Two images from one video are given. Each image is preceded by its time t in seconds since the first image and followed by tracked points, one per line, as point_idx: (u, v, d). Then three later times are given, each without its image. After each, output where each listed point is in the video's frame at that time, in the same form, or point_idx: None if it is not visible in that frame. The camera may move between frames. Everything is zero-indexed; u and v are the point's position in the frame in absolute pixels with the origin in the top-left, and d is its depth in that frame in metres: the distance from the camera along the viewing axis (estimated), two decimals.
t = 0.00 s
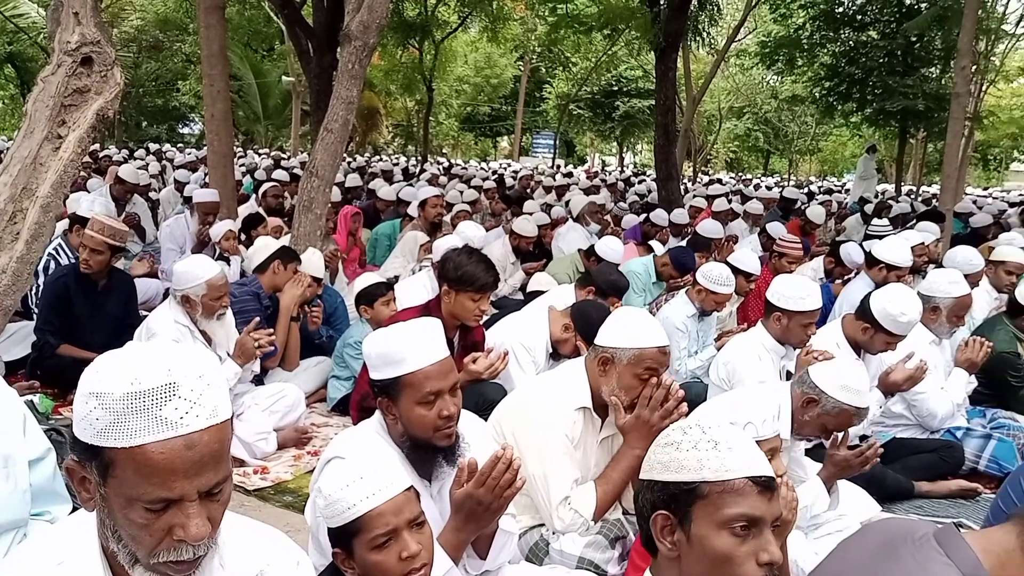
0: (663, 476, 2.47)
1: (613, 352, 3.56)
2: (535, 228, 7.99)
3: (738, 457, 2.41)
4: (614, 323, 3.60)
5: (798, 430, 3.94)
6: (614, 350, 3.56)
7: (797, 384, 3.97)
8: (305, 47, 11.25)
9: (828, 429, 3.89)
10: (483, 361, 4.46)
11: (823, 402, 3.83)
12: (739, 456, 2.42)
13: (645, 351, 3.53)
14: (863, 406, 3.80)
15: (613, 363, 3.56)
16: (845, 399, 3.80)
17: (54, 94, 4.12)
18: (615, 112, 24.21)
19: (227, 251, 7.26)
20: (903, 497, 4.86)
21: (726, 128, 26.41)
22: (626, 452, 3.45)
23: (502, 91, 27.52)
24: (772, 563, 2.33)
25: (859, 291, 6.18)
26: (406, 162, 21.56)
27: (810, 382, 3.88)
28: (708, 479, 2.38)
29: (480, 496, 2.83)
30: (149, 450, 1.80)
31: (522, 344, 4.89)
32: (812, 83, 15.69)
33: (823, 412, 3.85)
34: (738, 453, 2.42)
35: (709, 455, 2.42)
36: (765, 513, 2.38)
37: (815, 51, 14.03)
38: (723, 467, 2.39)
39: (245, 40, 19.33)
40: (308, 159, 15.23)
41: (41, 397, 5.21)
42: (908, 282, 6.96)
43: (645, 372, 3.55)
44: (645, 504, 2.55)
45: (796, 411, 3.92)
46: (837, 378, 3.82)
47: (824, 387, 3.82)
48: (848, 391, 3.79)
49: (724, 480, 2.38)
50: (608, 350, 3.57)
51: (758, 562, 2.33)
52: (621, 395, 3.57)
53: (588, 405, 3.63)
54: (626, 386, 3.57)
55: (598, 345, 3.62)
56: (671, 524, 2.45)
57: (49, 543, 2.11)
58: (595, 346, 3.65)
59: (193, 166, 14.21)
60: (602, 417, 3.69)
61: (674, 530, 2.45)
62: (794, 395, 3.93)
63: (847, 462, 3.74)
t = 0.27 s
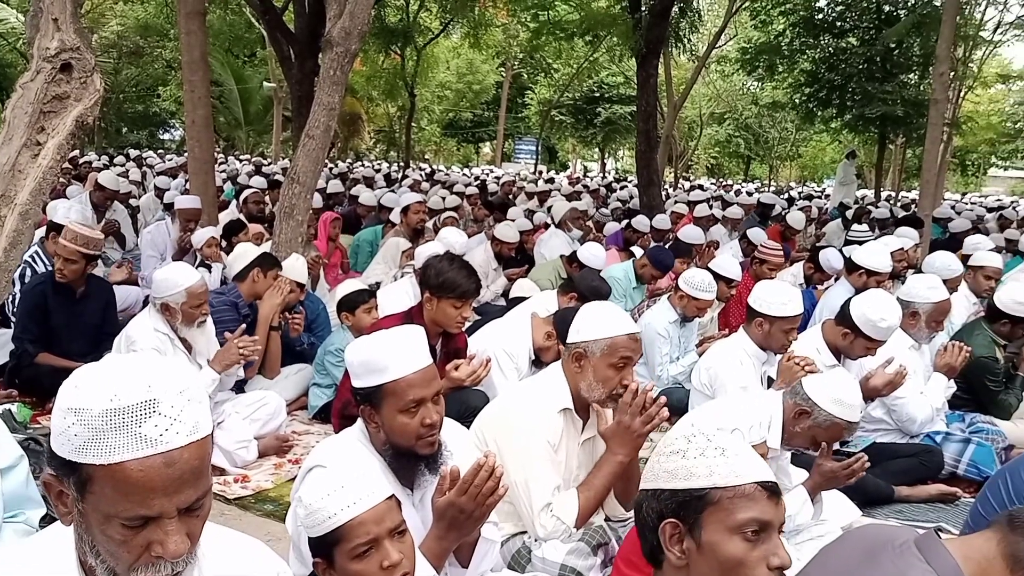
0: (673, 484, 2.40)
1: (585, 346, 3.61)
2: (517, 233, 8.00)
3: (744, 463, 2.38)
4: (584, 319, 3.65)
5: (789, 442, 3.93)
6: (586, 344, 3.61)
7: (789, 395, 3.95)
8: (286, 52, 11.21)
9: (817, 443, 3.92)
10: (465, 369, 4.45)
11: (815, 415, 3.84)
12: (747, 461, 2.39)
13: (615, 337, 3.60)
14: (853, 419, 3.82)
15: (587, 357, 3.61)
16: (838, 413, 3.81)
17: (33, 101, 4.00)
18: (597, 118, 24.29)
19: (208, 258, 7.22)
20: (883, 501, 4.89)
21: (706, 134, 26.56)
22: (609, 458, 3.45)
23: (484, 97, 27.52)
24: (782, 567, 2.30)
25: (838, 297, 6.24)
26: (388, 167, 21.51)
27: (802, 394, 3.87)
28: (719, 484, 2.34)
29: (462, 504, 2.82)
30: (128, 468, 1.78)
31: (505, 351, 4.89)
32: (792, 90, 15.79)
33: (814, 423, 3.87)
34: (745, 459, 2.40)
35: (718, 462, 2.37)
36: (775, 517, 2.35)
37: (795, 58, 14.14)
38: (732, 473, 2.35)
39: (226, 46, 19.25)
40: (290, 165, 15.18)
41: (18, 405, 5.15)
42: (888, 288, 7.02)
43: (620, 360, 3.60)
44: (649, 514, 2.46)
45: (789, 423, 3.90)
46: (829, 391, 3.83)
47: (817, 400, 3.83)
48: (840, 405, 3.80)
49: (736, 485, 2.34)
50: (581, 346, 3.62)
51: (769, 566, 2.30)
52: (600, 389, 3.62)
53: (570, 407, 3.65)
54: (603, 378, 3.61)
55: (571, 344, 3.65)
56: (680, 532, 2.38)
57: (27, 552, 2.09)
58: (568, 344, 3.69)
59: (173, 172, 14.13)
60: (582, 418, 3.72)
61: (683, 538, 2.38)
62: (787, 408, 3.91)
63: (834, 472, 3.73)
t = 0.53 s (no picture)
0: (689, 489, 2.37)
1: (553, 340, 3.65)
2: (497, 234, 8.00)
3: (756, 469, 2.38)
4: (550, 313, 3.70)
5: (768, 440, 3.95)
6: (554, 338, 3.65)
7: (769, 394, 3.95)
8: (264, 52, 11.14)
9: (794, 441, 3.91)
10: (446, 370, 4.44)
11: (795, 413, 3.84)
12: (760, 466, 2.38)
13: (582, 326, 3.64)
14: (833, 418, 3.83)
15: (556, 351, 3.63)
16: (819, 412, 3.82)
17: (7, 101, 3.94)
18: (576, 118, 24.34)
19: (186, 259, 7.17)
20: (861, 499, 4.93)
21: (685, 135, 26.70)
22: (585, 456, 3.45)
23: (464, 97, 27.49)
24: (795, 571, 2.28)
25: (816, 297, 6.30)
26: (367, 168, 21.44)
27: (783, 393, 3.89)
28: (733, 489, 2.32)
29: (442, 505, 2.82)
30: (100, 474, 1.76)
31: (486, 352, 4.91)
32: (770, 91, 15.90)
33: (794, 422, 3.86)
34: (757, 464, 2.40)
35: (731, 466, 2.36)
36: (786, 521, 2.34)
37: (773, 59, 14.25)
38: (746, 477, 2.34)
39: (204, 46, 19.12)
40: (268, 165, 15.10)
41: None
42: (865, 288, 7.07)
43: (589, 349, 3.62)
44: (661, 519, 2.43)
45: (768, 421, 3.91)
46: (809, 391, 3.84)
47: (796, 400, 3.83)
48: (821, 404, 3.81)
49: (750, 489, 2.33)
50: (549, 340, 3.65)
51: (783, 571, 2.27)
52: (572, 381, 3.61)
53: (545, 404, 3.66)
54: (574, 369, 3.62)
55: (539, 339, 3.71)
56: (693, 536, 2.34)
57: None
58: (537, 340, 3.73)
59: (151, 173, 14.01)
60: (559, 415, 3.76)
61: (697, 543, 2.34)
62: (766, 406, 3.92)
63: (813, 470, 3.57)
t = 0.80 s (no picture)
0: (712, 503, 2.29)
1: (533, 338, 3.67)
2: (483, 232, 7.99)
3: (780, 486, 2.29)
4: (531, 311, 3.73)
5: (750, 438, 3.97)
6: (534, 336, 3.67)
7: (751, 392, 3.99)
8: (249, 50, 11.10)
9: (777, 438, 3.94)
10: (431, 369, 4.43)
11: (777, 411, 3.88)
12: (785, 484, 2.30)
13: (562, 325, 3.67)
14: (814, 418, 3.88)
15: (536, 350, 3.65)
16: (798, 411, 3.86)
17: None
18: (562, 117, 24.40)
19: (170, 258, 7.13)
20: (846, 497, 4.98)
21: (670, 134, 26.81)
22: (567, 453, 3.48)
23: (449, 96, 27.47)
24: None
25: (800, 295, 6.33)
26: (352, 166, 21.40)
27: (765, 391, 3.92)
28: (758, 506, 2.24)
29: (428, 505, 2.82)
30: (85, 472, 1.75)
31: (472, 352, 4.91)
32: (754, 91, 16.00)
33: (776, 420, 3.90)
34: (780, 481, 2.31)
35: (756, 483, 2.28)
36: (807, 539, 2.28)
37: (758, 59, 14.34)
38: (771, 495, 2.26)
39: (187, 44, 19.03)
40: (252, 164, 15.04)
41: None
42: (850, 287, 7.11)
43: (569, 345, 3.66)
44: (679, 531, 2.35)
45: (750, 418, 3.94)
46: (790, 389, 3.87)
47: (779, 398, 3.87)
48: (803, 404, 3.85)
49: (775, 508, 2.24)
50: (529, 339, 3.67)
51: None
52: (553, 378, 3.65)
53: (526, 402, 3.68)
54: (554, 367, 3.65)
55: (518, 338, 3.72)
56: (713, 552, 2.28)
57: None
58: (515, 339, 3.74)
59: (134, 171, 13.93)
60: (540, 413, 3.79)
61: (717, 558, 2.28)
62: (748, 404, 3.95)
63: (796, 466, 3.80)
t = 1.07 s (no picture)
0: (693, 515, 2.30)
1: (527, 344, 3.63)
2: (468, 233, 7.99)
3: (760, 493, 2.31)
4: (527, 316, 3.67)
5: (733, 437, 3.98)
6: (528, 342, 3.63)
7: (735, 391, 4.02)
8: (232, 49, 11.04)
9: (760, 438, 3.96)
10: (416, 369, 4.43)
11: (760, 412, 3.90)
12: (765, 491, 2.31)
13: (556, 334, 3.61)
14: (797, 419, 3.90)
15: (528, 355, 3.62)
16: (781, 411, 3.88)
17: None
18: (546, 118, 24.44)
19: (154, 258, 7.09)
20: (829, 497, 5.02)
21: (654, 135, 26.91)
22: (553, 454, 3.49)
23: (434, 96, 27.42)
24: None
25: (784, 296, 6.38)
26: (336, 166, 21.34)
27: (750, 390, 3.94)
28: (740, 516, 2.25)
29: (413, 506, 2.82)
30: (71, 473, 1.74)
31: (457, 352, 4.90)
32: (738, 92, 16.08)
33: (759, 420, 3.92)
34: (761, 487, 2.33)
35: (736, 492, 2.29)
36: (792, 545, 2.31)
37: (742, 60, 14.41)
38: (753, 503, 2.27)
39: (170, 42, 18.90)
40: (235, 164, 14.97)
41: None
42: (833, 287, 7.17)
43: (560, 359, 3.62)
44: (662, 544, 2.36)
45: (733, 418, 3.96)
46: (774, 389, 3.91)
47: (764, 399, 3.89)
48: (787, 404, 3.88)
49: (757, 517, 2.26)
50: (521, 344, 3.64)
51: None
52: (541, 385, 3.63)
53: (512, 405, 3.67)
54: (544, 374, 3.63)
55: (512, 341, 3.67)
56: (697, 564, 2.30)
57: None
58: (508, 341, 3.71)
59: (116, 171, 13.82)
60: (525, 416, 3.76)
61: (701, 570, 2.30)
62: (732, 403, 3.97)
63: (781, 466, 3.81)
